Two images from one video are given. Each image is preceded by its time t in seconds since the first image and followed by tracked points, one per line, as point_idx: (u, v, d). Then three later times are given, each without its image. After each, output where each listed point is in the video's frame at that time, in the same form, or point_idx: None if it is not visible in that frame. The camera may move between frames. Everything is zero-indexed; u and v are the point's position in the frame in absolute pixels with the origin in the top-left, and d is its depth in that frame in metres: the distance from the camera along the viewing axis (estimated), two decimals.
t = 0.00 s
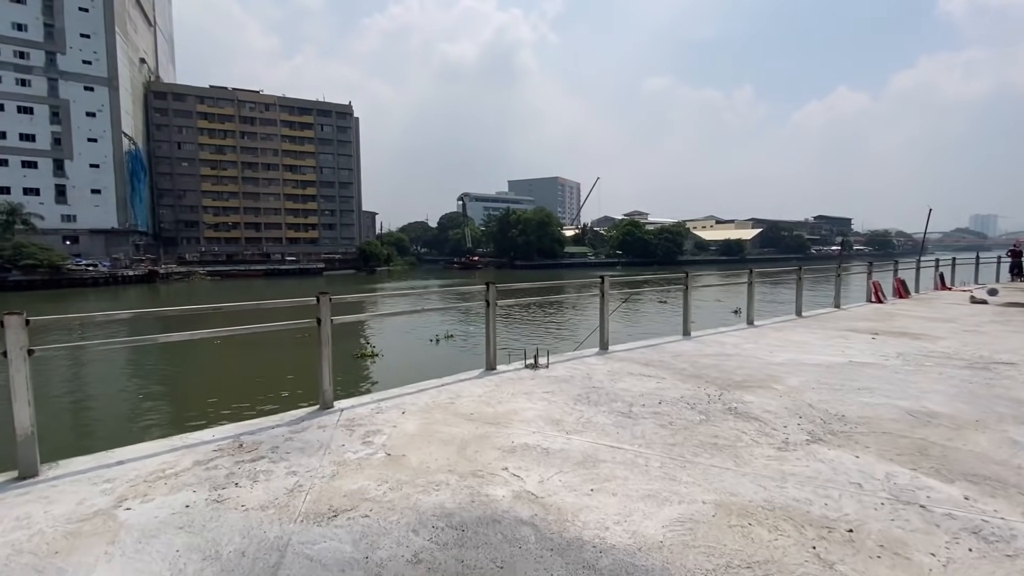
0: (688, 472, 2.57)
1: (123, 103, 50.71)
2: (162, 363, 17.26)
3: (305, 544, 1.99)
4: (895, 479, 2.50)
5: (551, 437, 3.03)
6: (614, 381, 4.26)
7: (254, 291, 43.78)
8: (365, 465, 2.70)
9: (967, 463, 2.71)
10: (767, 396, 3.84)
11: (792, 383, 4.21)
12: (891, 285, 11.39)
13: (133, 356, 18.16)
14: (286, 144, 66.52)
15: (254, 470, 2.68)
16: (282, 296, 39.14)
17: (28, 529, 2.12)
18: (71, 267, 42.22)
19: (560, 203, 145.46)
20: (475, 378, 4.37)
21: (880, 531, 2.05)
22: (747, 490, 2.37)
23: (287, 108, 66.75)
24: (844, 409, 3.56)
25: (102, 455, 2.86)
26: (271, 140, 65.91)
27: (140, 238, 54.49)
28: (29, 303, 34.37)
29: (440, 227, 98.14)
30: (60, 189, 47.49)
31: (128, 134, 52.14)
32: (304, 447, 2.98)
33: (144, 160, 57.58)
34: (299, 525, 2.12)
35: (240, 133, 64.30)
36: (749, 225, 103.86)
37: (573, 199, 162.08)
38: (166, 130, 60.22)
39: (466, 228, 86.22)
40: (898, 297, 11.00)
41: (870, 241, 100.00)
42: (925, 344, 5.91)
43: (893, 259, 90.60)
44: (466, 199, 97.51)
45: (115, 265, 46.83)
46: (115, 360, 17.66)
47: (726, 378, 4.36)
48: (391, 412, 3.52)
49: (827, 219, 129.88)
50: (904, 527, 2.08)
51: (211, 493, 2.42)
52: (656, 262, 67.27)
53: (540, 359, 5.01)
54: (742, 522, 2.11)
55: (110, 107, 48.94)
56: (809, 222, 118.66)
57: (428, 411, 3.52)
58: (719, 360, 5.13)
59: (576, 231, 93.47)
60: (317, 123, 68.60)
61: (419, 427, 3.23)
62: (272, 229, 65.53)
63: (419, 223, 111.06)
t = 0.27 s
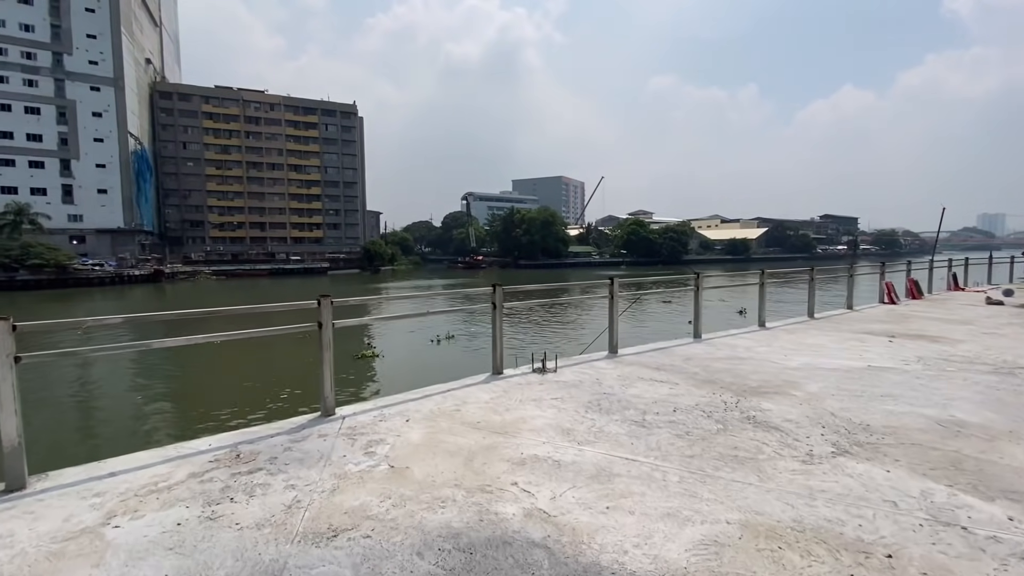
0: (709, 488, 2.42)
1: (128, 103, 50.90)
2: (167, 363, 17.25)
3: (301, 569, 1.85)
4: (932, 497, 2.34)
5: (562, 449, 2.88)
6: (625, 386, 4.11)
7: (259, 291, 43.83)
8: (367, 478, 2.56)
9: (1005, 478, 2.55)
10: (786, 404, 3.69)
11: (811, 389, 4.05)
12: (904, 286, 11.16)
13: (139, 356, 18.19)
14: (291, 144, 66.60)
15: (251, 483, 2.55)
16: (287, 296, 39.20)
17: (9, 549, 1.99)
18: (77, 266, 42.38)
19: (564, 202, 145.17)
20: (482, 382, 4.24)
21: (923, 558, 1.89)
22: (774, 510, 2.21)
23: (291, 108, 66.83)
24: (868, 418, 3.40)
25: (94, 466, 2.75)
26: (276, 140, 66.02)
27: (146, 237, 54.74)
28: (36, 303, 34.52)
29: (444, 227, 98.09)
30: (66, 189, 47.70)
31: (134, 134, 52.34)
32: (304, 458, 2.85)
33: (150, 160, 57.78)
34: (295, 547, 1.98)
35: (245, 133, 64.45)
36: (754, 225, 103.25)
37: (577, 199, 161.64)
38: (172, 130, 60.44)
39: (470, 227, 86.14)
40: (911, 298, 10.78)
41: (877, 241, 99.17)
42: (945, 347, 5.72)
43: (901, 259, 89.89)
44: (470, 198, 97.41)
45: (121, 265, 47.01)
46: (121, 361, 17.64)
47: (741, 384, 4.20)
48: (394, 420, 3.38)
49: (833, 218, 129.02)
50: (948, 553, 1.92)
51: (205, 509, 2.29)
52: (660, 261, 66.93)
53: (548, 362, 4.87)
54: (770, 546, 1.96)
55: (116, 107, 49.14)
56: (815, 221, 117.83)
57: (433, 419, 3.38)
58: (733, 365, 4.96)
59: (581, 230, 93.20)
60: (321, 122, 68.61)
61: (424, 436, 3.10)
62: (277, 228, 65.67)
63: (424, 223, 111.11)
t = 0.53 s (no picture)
0: (732, 502, 2.26)
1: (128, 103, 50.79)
2: (169, 363, 17.17)
3: None
4: (972, 512, 2.17)
5: (571, 458, 2.72)
6: (635, 389, 3.95)
7: (259, 291, 43.72)
8: (364, 491, 2.41)
9: None
10: (805, 407, 3.53)
11: (829, 392, 3.88)
12: (913, 285, 10.95)
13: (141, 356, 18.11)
14: (291, 143, 66.46)
15: (240, 497, 2.39)
16: (288, 296, 39.12)
17: None
18: (77, 267, 42.28)
19: (565, 202, 145.02)
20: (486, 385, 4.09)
21: None
22: (800, 526, 2.06)
23: (292, 108, 66.71)
24: (893, 422, 3.23)
25: (75, 478, 2.61)
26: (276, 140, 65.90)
27: (147, 237, 54.69)
28: (36, 303, 34.44)
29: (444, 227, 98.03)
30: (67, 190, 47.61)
31: (134, 134, 52.18)
32: (299, 468, 2.71)
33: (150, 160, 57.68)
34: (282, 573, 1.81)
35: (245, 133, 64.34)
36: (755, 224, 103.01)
37: (578, 199, 161.71)
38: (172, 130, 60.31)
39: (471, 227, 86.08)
40: (919, 297, 10.60)
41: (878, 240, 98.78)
42: (961, 346, 5.55)
43: (903, 258, 89.58)
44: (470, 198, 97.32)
45: (122, 266, 46.92)
46: (122, 361, 17.55)
47: (756, 387, 4.02)
48: (393, 425, 3.22)
49: (834, 217, 128.77)
50: None
51: (189, 527, 2.13)
52: (662, 261, 66.74)
53: (553, 364, 4.71)
54: (802, 569, 1.78)
55: (116, 107, 49.03)
56: (816, 220, 117.61)
57: (434, 424, 3.23)
58: (745, 367, 4.78)
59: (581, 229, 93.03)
60: (322, 122, 68.44)
61: (425, 443, 2.94)
62: (278, 229, 65.60)
63: (425, 222, 111.03)
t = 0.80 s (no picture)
0: (743, 519, 2.12)
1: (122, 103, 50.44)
2: (164, 365, 17.01)
3: None
4: (998, 527, 2.04)
5: (571, 470, 2.58)
6: (637, 395, 3.81)
7: (255, 292, 43.43)
8: (351, 509, 2.26)
9: None
10: (814, 413, 3.39)
11: (837, 396, 3.74)
12: (914, 283, 10.84)
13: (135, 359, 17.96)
14: (287, 144, 66.12)
15: (219, 517, 2.24)
16: (284, 297, 38.91)
17: None
18: (71, 268, 41.94)
19: (562, 201, 144.92)
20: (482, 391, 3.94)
21: None
22: (818, 546, 1.92)
23: (287, 108, 66.38)
24: (908, 429, 3.09)
25: (46, 495, 2.47)
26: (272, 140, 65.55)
27: (142, 239, 54.33)
28: (29, 306, 34.12)
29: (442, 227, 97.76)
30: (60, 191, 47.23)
31: (128, 134, 51.81)
32: (283, 483, 2.56)
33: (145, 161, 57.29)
34: None
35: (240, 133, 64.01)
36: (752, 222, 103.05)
37: (575, 198, 161.60)
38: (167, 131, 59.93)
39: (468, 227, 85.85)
40: (921, 295, 10.48)
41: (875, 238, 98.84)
42: (969, 346, 5.42)
43: (899, 256, 89.69)
44: (468, 198, 97.07)
45: (116, 267, 46.57)
46: (116, 364, 17.39)
47: (762, 391, 3.90)
48: (384, 435, 3.08)
49: (831, 216, 129.01)
50: None
51: (159, 552, 1.97)
52: (659, 260, 66.64)
53: (552, 367, 4.57)
54: None
55: (110, 107, 48.65)
56: (812, 218, 117.75)
57: (428, 434, 3.08)
58: (749, 369, 4.65)
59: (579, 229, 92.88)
60: (318, 122, 68.10)
61: (418, 454, 2.80)
62: (274, 229, 65.28)
63: (422, 222, 110.75)
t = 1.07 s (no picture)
0: (756, 546, 1.94)
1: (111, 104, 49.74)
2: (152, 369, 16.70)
3: None
4: None
5: (569, 490, 2.40)
6: (636, 403, 3.64)
7: (247, 293, 42.98)
8: (328, 539, 2.06)
9: None
10: (825, 423, 3.23)
11: (845, 404, 3.59)
12: (911, 282, 10.77)
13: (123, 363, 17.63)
14: (278, 144, 65.55)
15: (181, 550, 2.03)
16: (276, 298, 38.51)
17: None
18: (58, 270, 41.29)
19: (555, 201, 144.90)
20: (474, 400, 3.75)
21: None
22: None
23: (278, 107, 65.78)
24: (925, 440, 2.94)
25: None
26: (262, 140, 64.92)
27: (130, 240, 53.64)
28: (15, 309, 33.54)
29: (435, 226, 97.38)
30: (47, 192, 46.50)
31: (116, 134, 51.10)
32: (256, 508, 2.35)
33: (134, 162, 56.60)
34: None
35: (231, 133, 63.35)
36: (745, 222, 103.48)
37: (568, 198, 161.71)
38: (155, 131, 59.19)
39: (461, 227, 85.55)
40: (917, 294, 10.42)
41: (866, 236, 99.54)
42: (972, 348, 5.31)
43: (890, 254, 90.37)
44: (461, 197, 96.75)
45: (105, 269, 45.94)
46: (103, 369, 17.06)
47: (766, 399, 3.74)
48: (368, 452, 2.88)
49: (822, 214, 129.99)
50: None
51: None
52: (652, 259, 66.67)
53: (546, 374, 4.38)
54: None
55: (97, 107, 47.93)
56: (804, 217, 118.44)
57: (415, 449, 2.89)
58: (750, 374, 4.50)
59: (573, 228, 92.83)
60: (309, 122, 67.50)
61: (403, 474, 2.60)
62: (265, 230, 64.67)
63: (415, 222, 110.35)
